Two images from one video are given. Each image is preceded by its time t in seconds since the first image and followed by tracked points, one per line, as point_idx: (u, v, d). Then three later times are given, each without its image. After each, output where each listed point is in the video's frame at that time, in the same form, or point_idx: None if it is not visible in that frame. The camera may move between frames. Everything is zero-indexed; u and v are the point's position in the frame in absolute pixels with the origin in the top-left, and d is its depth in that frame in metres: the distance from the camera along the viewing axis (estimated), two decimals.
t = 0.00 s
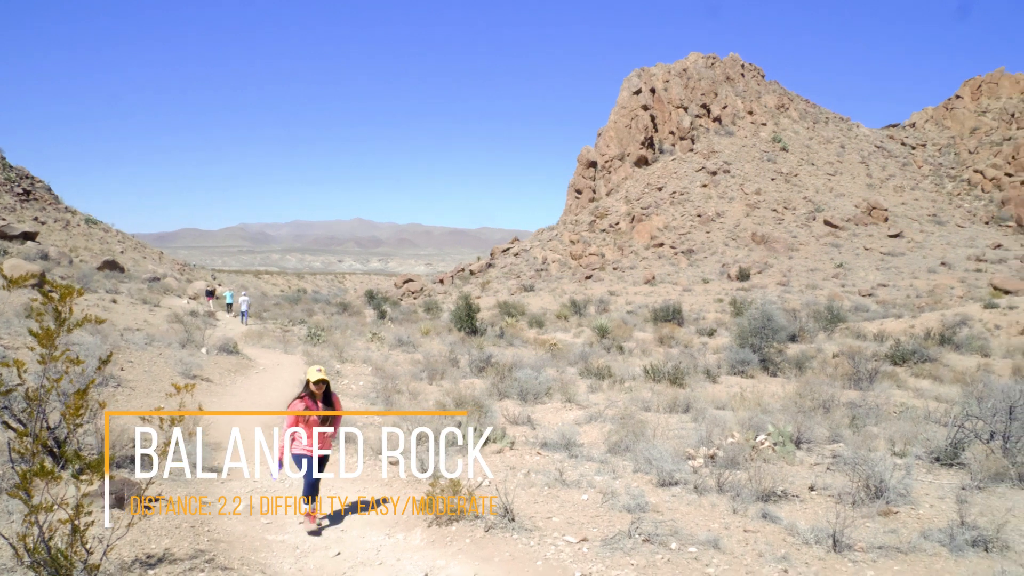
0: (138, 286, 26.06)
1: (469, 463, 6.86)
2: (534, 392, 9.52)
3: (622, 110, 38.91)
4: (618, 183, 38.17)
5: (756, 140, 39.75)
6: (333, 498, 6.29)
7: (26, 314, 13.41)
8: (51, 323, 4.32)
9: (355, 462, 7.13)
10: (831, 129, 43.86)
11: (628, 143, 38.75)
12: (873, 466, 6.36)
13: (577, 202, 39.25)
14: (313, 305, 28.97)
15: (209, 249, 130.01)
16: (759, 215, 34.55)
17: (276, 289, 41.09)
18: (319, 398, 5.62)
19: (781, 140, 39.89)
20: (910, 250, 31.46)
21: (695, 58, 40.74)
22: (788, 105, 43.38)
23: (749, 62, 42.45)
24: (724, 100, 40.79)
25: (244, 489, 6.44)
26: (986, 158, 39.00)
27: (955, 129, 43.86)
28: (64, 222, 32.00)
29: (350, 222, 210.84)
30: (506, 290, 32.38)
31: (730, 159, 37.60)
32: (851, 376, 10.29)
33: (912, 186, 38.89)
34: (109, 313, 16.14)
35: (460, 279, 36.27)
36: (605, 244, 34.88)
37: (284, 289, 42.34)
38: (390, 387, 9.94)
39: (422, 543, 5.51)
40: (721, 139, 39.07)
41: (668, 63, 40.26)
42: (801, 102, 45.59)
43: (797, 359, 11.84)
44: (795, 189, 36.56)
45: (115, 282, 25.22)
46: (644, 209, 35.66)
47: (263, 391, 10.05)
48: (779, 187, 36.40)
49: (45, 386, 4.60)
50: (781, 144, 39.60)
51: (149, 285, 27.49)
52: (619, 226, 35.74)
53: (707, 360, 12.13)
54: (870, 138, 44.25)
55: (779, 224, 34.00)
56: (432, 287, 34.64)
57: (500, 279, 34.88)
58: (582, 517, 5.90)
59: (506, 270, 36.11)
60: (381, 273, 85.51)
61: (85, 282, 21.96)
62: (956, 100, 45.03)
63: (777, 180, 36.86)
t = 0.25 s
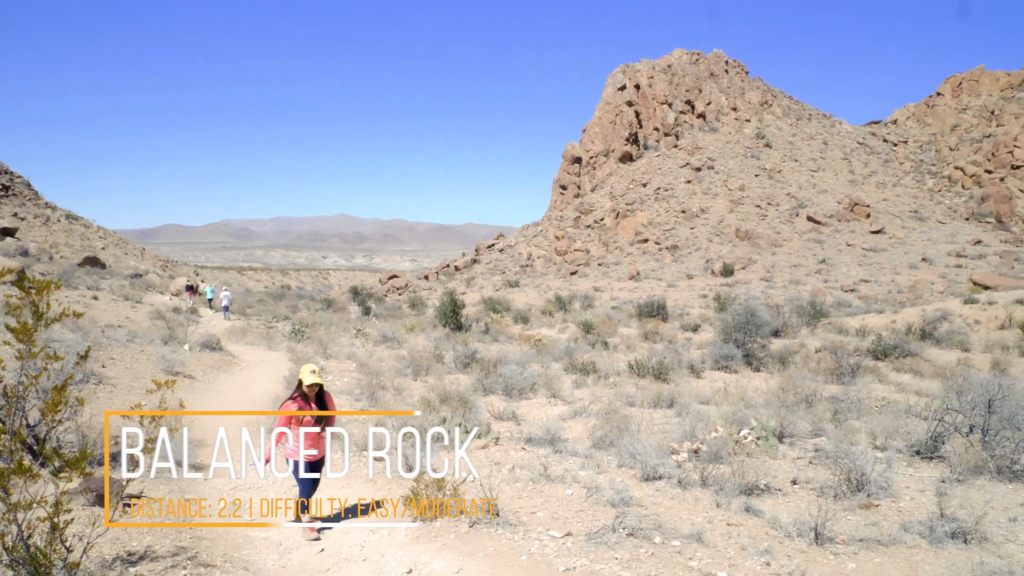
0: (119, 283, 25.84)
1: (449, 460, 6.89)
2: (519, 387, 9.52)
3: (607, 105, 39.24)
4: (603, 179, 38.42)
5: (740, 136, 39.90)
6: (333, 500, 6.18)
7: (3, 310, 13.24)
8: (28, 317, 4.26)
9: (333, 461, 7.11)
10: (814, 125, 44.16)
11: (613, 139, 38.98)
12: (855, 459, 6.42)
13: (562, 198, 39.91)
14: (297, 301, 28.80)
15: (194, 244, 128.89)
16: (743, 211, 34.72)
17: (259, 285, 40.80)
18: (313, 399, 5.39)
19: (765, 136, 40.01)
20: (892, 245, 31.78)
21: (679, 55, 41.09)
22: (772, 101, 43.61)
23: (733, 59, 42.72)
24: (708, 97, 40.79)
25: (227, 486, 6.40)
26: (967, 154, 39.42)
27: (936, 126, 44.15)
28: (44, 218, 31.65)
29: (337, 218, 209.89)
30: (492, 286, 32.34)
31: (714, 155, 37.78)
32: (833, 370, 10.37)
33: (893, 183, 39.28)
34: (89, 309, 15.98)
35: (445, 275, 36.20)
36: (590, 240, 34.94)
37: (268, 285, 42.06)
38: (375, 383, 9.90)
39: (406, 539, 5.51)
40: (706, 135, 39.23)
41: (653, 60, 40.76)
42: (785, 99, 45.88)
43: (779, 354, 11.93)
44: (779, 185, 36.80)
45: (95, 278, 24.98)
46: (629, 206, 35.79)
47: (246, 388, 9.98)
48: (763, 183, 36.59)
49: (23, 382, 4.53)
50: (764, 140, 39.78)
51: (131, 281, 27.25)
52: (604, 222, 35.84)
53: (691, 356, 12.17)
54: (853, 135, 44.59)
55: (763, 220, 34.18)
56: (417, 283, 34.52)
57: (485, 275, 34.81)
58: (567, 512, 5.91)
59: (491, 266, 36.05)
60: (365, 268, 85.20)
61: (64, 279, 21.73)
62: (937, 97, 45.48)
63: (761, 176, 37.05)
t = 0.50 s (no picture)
0: (101, 279, 25.62)
1: (432, 455, 6.84)
2: (504, 383, 9.53)
3: (593, 102, 38.77)
4: (588, 175, 38.08)
5: (726, 132, 40.10)
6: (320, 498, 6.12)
7: None
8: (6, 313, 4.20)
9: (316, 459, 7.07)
10: (798, 122, 44.43)
11: (599, 136, 38.62)
12: (838, 453, 6.47)
13: (546, 194, 39.46)
14: (282, 297, 28.65)
15: (179, 240, 127.75)
16: (728, 208, 34.91)
17: (244, 282, 40.59)
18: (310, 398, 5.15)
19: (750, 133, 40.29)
20: (875, 241, 32.07)
21: (665, 51, 40.89)
22: (757, 98, 43.90)
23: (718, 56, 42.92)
24: (693, 93, 40.88)
25: (211, 483, 6.35)
26: (948, 151, 39.79)
27: (918, 123, 44.42)
28: (24, 214, 31.30)
29: (324, 213, 208.70)
30: (478, 282, 32.33)
31: (700, 152, 37.99)
32: (817, 365, 10.45)
33: (877, 179, 39.60)
34: (70, 305, 15.83)
35: (431, 270, 36.18)
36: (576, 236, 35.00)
37: (253, 281, 41.85)
38: (360, 379, 9.87)
39: (392, 534, 5.50)
40: (691, 132, 39.39)
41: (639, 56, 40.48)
42: (770, 95, 46.13)
43: (764, 349, 12.00)
44: (763, 182, 37.04)
45: (77, 274, 24.75)
46: (614, 201, 35.77)
47: (231, 383, 9.94)
48: (748, 179, 36.80)
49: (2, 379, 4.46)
50: (749, 137, 40.01)
51: (114, 277, 27.02)
52: (589, 217, 35.61)
53: (676, 351, 12.21)
54: (837, 131, 44.87)
55: (747, 217, 34.37)
56: (403, 279, 34.45)
57: (471, 271, 34.81)
58: (552, 507, 5.92)
59: (477, 262, 36.04)
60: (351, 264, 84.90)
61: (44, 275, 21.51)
62: (919, 95, 45.53)
63: (745, 173, 37.26)
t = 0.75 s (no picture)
0: (83, 275, 25.37)
1: (417, 452, 6.82)
2: (489, 380, 9.54)
3: (579, 99, 38.94)
4: (574, 172, 38.15)
5: (711, 130, 40.35)
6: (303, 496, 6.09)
7: None
8: None
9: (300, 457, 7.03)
10: (782, 120, 44.71)
11: (585, 132, 38.79)
12: (820, 449, 6.53)
13: (533, 191, 39.35)
14: (267, 294, 28.48)
15: (164, 236, 126.62)
16: (713, 205, 35.09)
17: (228, 278, 40.35)
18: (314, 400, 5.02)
19: (735, 130, 40.64)
20: (858, 239, 32.37)
21: (650, 48, 41.27)
22: (741, 95, 44.20)
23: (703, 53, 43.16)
24: (679, 90, 41.35)
25: (194, 480, 6.31)
26: (930, 149, 40.15)
27: (901, 122, 44.71)
28: (4, 210, 30.91)
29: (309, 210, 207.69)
30: (463, 279, 32.30)
31: (684, 149, 38.09)
32: (800, 362, 10.53)
33: (860, 177, 39.95)
34: (50, 302, 15.66)
35: (416, 267, 36.15)
36: (561, 232, 35.02)
37: (238, 278, 41.59)
38: (345, 376, 9.84)
39: (376, 532, 5.49)
40: (676, 129, 39.51)
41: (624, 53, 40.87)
42: (754, 93, 46.41)
43: (748, 346, 12.07)
44: (747, 179, 37.28)
45: (58, 271, 24.50)
46: (600, 197, 35.83)
47: (214, 380, 9.88)
48: (732, 177, 37.02)
49: None
50: (734, 134, 40.30)
51: (95, 274, 26.76)
52: (574, 214, 35.83)
53: (661, 348, 12.25)
54: (820, 129, 45.14)
55: (732, 214, 34.56)
56: (388, 276, 34.37)
57: (457, 268, 34.77)
58: (537, 503, 5.93)
59: (462, 259, 36.00)
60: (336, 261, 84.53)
61: (24, 272, 21.26)
62: (902, 93, 45.95)
63: (730, 170, 37.48)
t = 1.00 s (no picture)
0: (63, 273, 25.11)
1: (401, 450, 6.80)
2: (474, 377, 9.54)
3: (564, 97, 39.51)
4: (560, 170, 38.46)
5: (695, 128, 40.59)
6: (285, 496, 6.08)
7: None
8: None
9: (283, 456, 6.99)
10: (766, 118, 45.01)
11: (570, 130, 39.16)
12: (802, 445, 6.59)
13: (518, 188, 39.81)
14: (251, 292, 28.28)
15: (148, 232, 125.39)
16: (697, 203, 35.26)
17: (212, 276, 40.04)
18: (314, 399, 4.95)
19: (718, 129, 40.84)
20: (841, 237, 32.66)
21: (636, 48, 40.73)
22: (726, 94, 44.50)
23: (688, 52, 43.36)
24: (664, 89, 41.36)
25: (176, 479, 6.25)
26: (911, 149, 40.55)
27: (884, 121, 44.81)
28: None
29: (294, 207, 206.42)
30: (448, 276, 32.27)
31: (669, 147, 38.15)
32: (783, 359, 10.60)
33: (842, 176, 40.31)
34: (29, 299, 15.48)
35: (401, 265, 36.08)
36: (547, 230, 35.12)
37: (221, 275, 41.28)
38: (329, 374, 9.81)
39: (360, 530, 5.49)
40: (661, 127, 39.63)
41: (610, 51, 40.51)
42: (739, 91, 46.69)
43: (731, 344, 12.14)
44: (732, 177, 37.50)
45: (38, 268, 24.21)
46: (585, 196, 35.97)
47: (197, 378, 9.81)
48: (716, 175, 37.23)
49: None
50: (718, 133, 40.55)
51: (76, 271, 26.47)
52: (560, 212, 36.01)
53: (646, 345, 12.29)
54: (804, 128, 45.46)
55: (716, 212, 34.75)
56: (373, 273, 34.27)
57: (441, 265, 34.72)
58: (521, 500, 5.94)
59: (447, 256, 35.95)
60: (321, 259, 84.00)
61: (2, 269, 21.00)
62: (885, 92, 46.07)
63: (714, 168, 37.70)
